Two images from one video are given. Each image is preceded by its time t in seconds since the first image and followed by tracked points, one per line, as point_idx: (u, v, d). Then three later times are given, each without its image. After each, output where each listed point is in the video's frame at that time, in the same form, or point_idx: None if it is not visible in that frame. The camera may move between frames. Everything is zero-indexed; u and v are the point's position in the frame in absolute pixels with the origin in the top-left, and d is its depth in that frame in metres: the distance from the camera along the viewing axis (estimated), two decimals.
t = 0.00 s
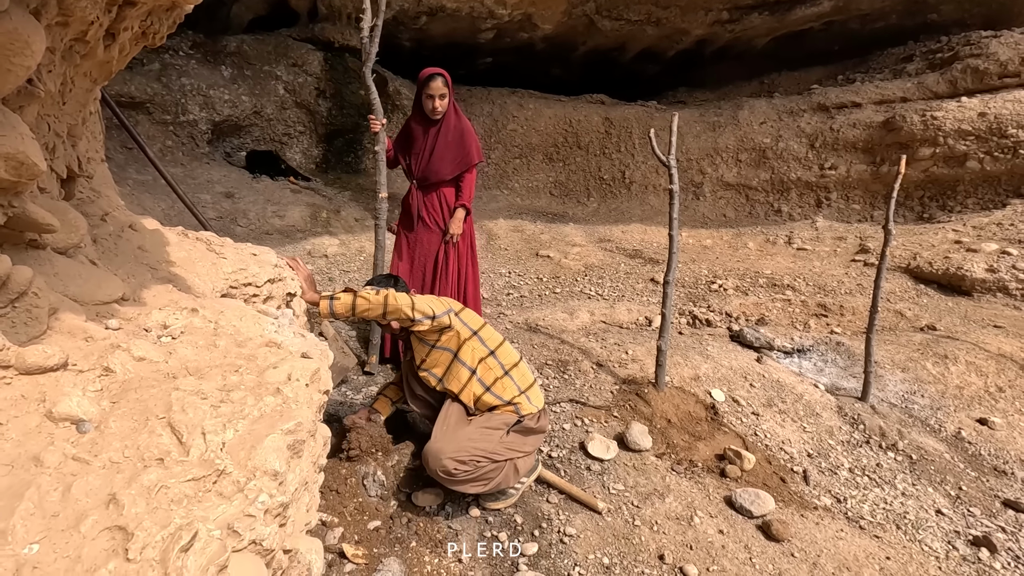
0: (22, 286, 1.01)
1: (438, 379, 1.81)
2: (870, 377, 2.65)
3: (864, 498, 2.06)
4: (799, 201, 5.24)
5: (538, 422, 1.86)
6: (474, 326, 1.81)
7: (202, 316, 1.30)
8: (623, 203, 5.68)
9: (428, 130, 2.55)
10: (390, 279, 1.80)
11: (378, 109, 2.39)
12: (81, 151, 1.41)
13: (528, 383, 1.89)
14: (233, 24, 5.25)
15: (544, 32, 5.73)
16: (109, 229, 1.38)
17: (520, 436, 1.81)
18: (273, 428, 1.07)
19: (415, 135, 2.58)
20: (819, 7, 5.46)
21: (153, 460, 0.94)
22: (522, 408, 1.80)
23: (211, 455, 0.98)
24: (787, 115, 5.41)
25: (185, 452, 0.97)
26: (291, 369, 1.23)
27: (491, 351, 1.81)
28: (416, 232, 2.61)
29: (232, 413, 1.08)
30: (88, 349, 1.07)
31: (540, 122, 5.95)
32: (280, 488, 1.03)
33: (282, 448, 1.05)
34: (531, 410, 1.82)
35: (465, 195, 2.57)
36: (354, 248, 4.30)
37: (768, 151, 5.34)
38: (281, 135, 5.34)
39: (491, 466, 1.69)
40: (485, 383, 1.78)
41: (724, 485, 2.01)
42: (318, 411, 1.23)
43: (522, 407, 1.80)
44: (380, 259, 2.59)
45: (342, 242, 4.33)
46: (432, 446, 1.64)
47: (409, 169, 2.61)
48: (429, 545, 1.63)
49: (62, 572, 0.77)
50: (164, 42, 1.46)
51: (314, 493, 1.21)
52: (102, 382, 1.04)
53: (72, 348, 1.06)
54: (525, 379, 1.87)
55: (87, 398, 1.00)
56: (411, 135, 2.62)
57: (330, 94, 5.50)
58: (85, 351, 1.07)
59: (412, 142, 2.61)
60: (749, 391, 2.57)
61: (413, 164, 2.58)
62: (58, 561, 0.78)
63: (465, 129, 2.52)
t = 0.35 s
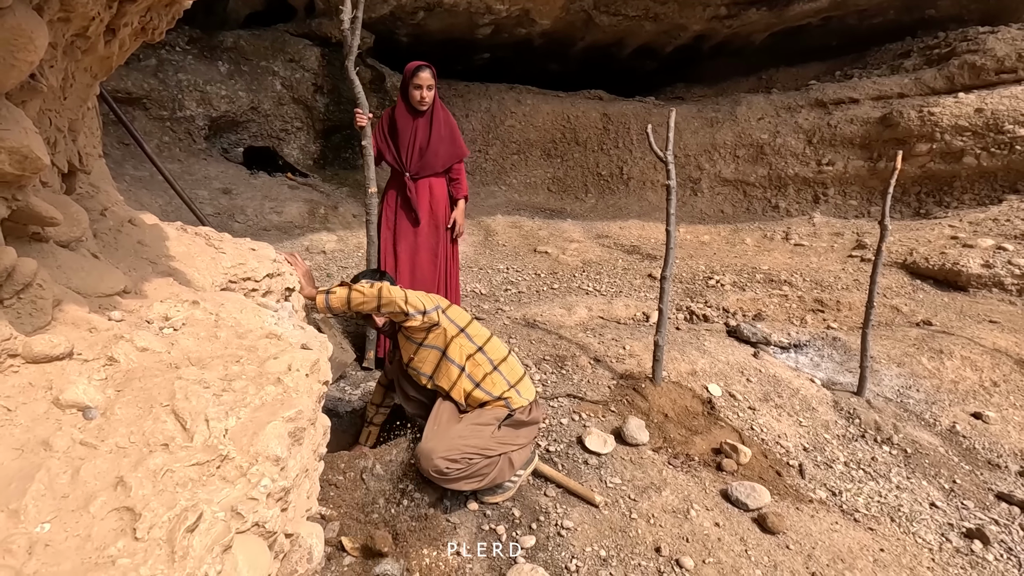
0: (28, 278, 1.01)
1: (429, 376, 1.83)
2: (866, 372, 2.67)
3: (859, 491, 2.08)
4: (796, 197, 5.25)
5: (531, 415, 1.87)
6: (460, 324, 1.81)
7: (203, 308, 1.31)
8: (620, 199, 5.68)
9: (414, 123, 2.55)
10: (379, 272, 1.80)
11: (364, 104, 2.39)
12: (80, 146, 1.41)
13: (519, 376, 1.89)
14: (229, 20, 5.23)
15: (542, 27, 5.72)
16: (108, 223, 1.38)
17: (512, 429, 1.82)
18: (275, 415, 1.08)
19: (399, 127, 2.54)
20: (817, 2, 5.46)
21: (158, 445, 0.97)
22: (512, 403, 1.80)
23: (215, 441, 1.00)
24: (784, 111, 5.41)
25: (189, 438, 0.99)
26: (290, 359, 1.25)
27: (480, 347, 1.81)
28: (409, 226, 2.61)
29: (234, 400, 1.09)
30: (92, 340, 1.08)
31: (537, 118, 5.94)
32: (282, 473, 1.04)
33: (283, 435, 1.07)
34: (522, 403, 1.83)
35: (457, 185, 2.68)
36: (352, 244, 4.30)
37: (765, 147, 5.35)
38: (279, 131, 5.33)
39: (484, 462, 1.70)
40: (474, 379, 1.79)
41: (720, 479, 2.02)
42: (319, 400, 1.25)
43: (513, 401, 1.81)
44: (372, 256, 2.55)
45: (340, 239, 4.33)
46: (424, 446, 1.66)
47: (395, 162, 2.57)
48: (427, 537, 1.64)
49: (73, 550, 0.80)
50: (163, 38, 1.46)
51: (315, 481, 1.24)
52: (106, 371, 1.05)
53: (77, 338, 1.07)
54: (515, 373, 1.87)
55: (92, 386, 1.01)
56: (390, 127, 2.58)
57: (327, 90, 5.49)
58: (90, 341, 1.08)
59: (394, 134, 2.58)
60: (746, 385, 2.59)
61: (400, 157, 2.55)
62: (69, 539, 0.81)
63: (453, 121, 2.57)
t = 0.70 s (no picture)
0: (39, 266, 1.03)
1: (424, 376, 1.83)
2: (862, 366, 2.69)
3: (854, 484, 2.10)
4: (794, 192, 5.26)
5: (527, 412, 1.88)
6: (453, 321, 1.82)
7: (209, 298, 1.32)
8: (618, 195, 5.69)
9: (409, 120, 2.56)
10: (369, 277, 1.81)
11: (366, 97, 2.40)
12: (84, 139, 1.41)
13: (515, 372, 1.90)
14: (226, 14, 5.23)
15: (540, 22, 5.70)
16: (111, 217, 1.38)
17: (508, 426, 1.84)
18: (282, 400, 1.11)
19: (393, 124, 2.55)
20: None
21: (171, 428, 0.98)
22: (508, 399, 1.82)
23: (225, 424, 1.02)
24: (782, 106, 5.42)
25: (200, 420, 1.00)
26: (296, 347, 1.26)
27: (474, 344, 1.82)
28: (406, 222, 2.61)
29: (242, 385, 1.11)
30: (102, 327, 1.08)
31: (536, 114, 5.94)
32: (290, 455, 1.07)
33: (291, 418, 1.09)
34: (518, 400, 1.85)
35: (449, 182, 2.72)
36: (350, 239, 4.30)
37: (763, 142, 5.36)
38: (276, 127, 5.32)
39: (481, 462, 1.71)
40: (470, 376, 1.80)
41: (717, 472, 2.04)
42: (323, 387, 1.27)
43: (509, 397, 1.83)
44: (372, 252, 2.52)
45: (338, 234, 4.33)
46: (420, 449, 1.65)
47: (390, 159, 2.57)
48: (427, 529, 1.66)
49: (93, 523, 0.82)
50: (166, 31, 1.46)
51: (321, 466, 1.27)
52: (117, 357, 1.06)
53: (87, 326, 1.07)
54: (511, 369, 1.88)
55: (104, 369, 1.02)
56: (383, 124, 2.58)
57: (325, 85, 5.49)
58: (100, 329, 1.08)
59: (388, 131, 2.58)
60: (743, 379, 2.61)
61: (396, 154, 2.56)
62: (89, 514, 0.83)
63: (446, 118, 2.62)
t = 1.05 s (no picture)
0: (39, 256, 1.03)
1: (419, 371, 1.83)
2: (857, 359, 2.70)
3: (849, 476, 2.11)
4: (790, 187, 5.28)
5: (522, 403, 1.89)
6: (447, 315, 1.83)
7: (206, 290, 1.32)
8: (616, 190, 5.69)
9: (414, 118, 2.54)
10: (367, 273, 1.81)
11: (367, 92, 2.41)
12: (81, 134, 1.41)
13: (509, 364, 1.92)
14: (222, 9, 5.16)
15: (537, 17, 5.69)
16: (107, 211, 1.38)
17: (505, 419, 1.83)
18: (279, 387, 1.12)
19: (397, 121, 2.55)
20: None
21: (170, 413, 0.99)
22: (503, 391, 1.83)
23: (223, 410, 1.03)
24: (779, 101, 5.43)
25: (198, 407, 1.01)
26: (292, 337, 1.26)
27: (468, 337, 1.83)
28: (410, 218, 2.62)
29: (239, 373, 1.12)
30: (102, 317, 1.09)
31: (533, 109, 5.94)
32: (288, 441, 1.07)
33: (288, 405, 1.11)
34: (513, 392, 1.86)
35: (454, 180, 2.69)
36: (347, 235, 4.30)
37: (760, 137, 5.37)
38: (272, 123, 5.31)
39: (478, 454, 1.71)
40: (465, 369, 1.81)
41: (712, 465, 2.05)
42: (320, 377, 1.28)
43: (504, 389, 1.84)
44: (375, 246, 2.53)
45: (335, 230, 4.33)
46: (417, 442, 1.66)
47: (394, 155, 2.57)
48: (424, 522, 1.67)
49: (96, 503, 0.82)
50: (162, 25, 1.46)
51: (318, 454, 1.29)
52: (116, 346, 1.07)
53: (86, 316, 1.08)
54: (505, 362, 1.90)
55: (104, 357, 1.03)
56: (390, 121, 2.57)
57: (321, 81, 5.48)
58: (99, 318, 1.09)
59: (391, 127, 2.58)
60: (739, 373, 2.62)
61: (400, 150, 2.55)
62: (92, 494, 0.83)
63: (452, 115, 2.59)
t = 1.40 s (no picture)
0: (48, 246, 1.03)
1: (419, 364, 1.83)
2: (853, 353, 2.72)
3: (844, 468, 2.13)
4: (787, 182, 5.29)
5: (524, 398, 1.90)
6: (448, 308, 1.84)
7: (210, 280, 1.32)
8: (613, 185, 5.70)
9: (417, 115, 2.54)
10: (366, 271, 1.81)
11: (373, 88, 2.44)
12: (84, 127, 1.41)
13: (510, 359, 1.92)
14: (217, 5, 5.06)
15: (533, 12, 5.69)
16: (109, 204, 1.37)
17: (506, 414, 1.85)
18: (286, 372, 1.13)
19: (400, 118, 2.55)
20: None
21: (181, 397, 0.99)
22: (505, 385, 1.83)
23: (233, 394, 1.03)
24: (776, 97, 5.44)
25: (208, 390, 1.02)
26: (296, 326, 1.27)
27: (469, 331, 1.85)
28: (409, 214, 2.63)
29: (247, 359, 1.12)
30: (110, 305, 1.10)
31: (530, 105, 5.94)
32: (294, 425, 1.09)
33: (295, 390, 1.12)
34: (514, 386, 1.86)
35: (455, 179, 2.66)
36: (345, 231, 4.30)
37: (757, 133, 5.39)
38: (269, 118, 5.29)
39: (480, 448, 1.72)
40: (466, 362, 1.82)
41: (709, 457, 2.07)
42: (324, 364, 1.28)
43: (505, 383, 1.84)
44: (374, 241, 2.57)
45: (332, 226, 4.33)
46: (421, 434, 1.67)
47: (396, 151, 2.58)
48: (423, 514, 1.68)
49: (113, 480, 0.84)
50: (164, 18, 1.45)
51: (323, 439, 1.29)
52: (125, 334, 1.07)
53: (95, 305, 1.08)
54: (506, 356, 1.91)
55: (115, 343, 1.03)
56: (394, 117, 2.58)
57: (317, 76, 5.47)
58: (108, 306, 1.09)
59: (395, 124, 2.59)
60: (735, 367, 2.64)
61: (401, 146, 2.56)
62: (109, 471, 0.85)
63: (456, 114, 2.56)
